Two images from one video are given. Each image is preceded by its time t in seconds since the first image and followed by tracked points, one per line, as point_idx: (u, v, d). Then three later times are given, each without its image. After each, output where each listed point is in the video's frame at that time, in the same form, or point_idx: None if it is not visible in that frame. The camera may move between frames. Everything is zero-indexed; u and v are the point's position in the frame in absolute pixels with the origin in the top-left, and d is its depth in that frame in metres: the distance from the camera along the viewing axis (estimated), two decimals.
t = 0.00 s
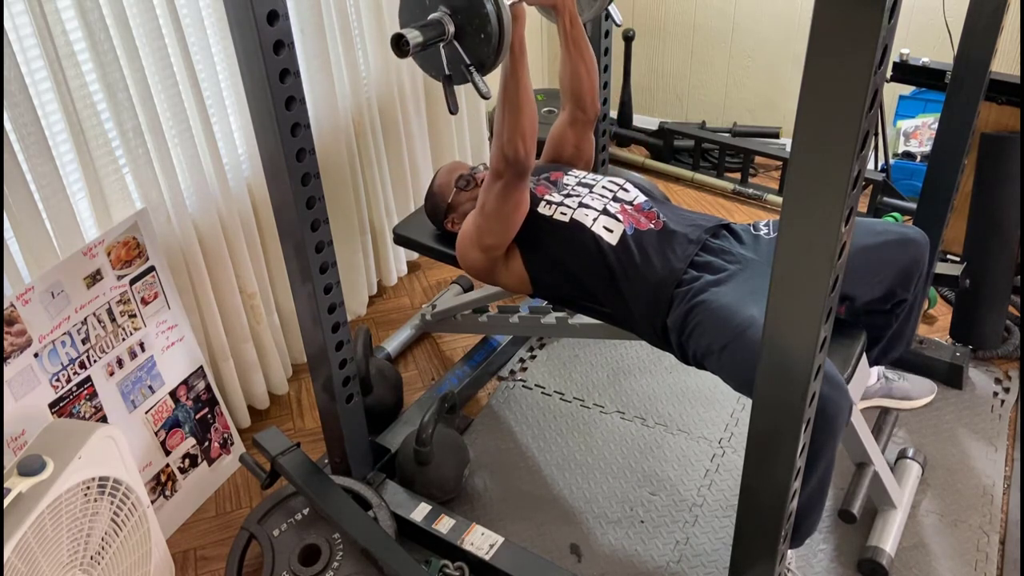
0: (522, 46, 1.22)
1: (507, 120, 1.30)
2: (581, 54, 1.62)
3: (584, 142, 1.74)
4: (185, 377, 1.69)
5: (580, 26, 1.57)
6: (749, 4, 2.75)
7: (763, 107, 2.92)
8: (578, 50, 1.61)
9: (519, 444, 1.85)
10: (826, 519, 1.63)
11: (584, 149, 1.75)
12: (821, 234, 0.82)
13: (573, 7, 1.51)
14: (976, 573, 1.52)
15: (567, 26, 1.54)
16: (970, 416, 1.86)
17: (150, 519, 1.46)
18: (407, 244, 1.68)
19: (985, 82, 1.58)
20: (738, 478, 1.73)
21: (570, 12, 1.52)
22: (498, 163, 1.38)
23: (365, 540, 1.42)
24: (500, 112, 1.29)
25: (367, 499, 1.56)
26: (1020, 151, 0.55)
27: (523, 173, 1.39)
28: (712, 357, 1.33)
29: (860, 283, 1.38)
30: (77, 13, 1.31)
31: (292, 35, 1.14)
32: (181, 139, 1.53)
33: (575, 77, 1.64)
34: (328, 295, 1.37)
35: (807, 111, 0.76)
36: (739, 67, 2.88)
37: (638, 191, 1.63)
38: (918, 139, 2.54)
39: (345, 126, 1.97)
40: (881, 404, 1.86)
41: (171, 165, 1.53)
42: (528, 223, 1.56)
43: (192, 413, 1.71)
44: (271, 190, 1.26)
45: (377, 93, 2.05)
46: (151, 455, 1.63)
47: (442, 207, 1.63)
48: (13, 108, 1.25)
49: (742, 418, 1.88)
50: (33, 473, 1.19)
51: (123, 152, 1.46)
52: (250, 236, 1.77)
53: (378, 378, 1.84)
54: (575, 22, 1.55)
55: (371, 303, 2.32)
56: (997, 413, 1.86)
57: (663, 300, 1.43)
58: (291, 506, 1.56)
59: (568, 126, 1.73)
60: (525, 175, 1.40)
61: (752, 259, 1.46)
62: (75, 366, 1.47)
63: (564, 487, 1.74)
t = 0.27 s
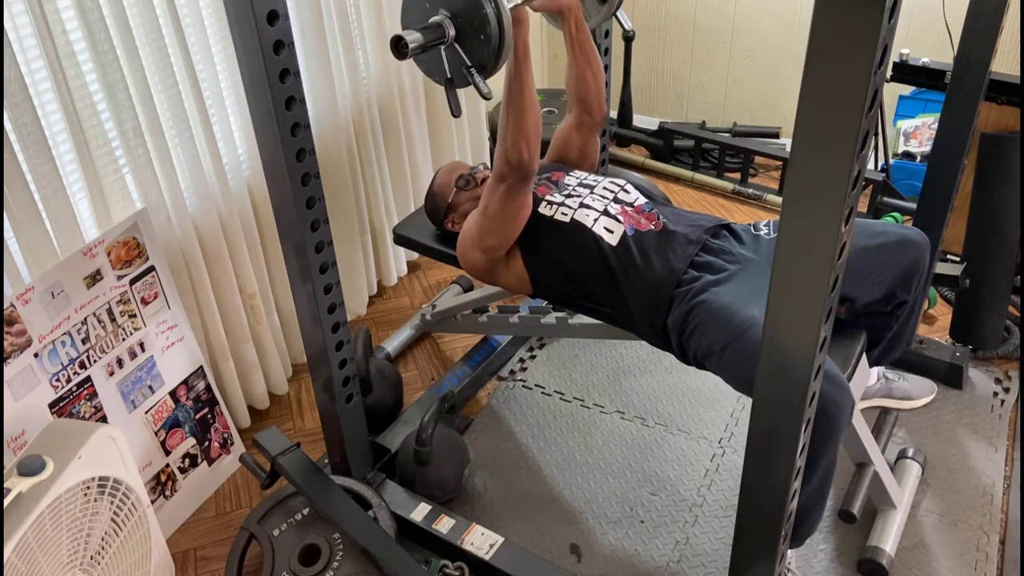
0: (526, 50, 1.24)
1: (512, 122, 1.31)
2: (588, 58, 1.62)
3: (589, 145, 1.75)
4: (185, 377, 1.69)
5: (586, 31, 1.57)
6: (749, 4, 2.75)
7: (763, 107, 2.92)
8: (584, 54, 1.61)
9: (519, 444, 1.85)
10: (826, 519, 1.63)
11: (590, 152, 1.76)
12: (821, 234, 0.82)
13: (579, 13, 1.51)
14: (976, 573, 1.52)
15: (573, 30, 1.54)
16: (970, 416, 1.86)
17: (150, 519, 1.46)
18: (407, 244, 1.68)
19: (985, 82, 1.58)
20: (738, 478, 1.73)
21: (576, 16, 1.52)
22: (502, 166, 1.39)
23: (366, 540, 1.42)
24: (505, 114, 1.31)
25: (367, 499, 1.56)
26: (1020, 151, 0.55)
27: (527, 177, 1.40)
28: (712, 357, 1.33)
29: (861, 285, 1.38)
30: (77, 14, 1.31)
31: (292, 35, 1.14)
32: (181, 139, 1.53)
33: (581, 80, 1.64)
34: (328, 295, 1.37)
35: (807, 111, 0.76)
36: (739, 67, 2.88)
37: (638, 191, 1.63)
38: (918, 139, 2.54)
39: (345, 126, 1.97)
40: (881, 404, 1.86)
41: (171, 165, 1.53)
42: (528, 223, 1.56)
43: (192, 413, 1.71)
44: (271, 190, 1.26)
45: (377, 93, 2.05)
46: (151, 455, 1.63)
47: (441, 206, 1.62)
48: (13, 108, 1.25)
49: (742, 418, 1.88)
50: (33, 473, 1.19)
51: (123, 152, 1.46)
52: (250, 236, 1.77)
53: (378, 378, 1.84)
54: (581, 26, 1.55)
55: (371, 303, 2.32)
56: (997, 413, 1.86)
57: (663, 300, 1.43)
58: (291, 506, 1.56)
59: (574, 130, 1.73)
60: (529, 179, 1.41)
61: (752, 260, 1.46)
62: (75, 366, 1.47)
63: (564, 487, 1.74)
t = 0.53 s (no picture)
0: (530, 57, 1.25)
1: (517, 129, 1.32)
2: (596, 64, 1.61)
3: (596, 149, 1.75)
4: (185, 376, 1.69)
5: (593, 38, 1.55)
6: (749, 4, 2.74)
7: (764, 107, 2.92)
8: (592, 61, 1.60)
9: (519, 444, 1.85)
10: (826, 519, 1.63)
11: (596, 156, 1.76)
12: (821, 234, 0.82)
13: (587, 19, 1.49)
14: (976, 573, 1.52)
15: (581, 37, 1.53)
16: (970, 416, 1.86)
17: (150, 519, 1.46)
18: (407, 244, 1.68)
19: (985, 82, 1.58)
20: (738, 478, 1.73)
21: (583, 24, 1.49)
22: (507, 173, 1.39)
23: (366, 540, 1.42)
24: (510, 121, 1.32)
25: (367, 499, 1.56)
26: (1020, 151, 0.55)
27: (532, 183, 1.40)
28: (713, 357, 1.33)
29: (861, 284, 1.38)
30: (77, 14, 1.31)
31: (292, 35, 1.14)
32: (181, 139, 1.53)
33: (590, 85, 1.64)
34: (328, 295, 1.37)
35: (807, 111, 0.76)
36: (739, 67, 2.88)
37: (639, 192, 1.63)
38: (918, 139, 2.54)
39: (345, 126, 1.97)
40: (881, 404, 1.86)
41: (171, 165, 1.53)
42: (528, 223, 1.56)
43: (192, 413, 1.71)
44: (271, 190, 1.26)
45: (377, 93, 2.05)
46: (151, 455, 1.63)
47: (441, 206, 1.62)
48: (13, 108, 1.25)
49: (742, 418, 1.88)
50: (33, 473, 1.19)
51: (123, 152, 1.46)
52: (250, 236, 1.77)
53: (378, 378, 1.84)
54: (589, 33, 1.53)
55: (371, 303, 2.32)
56: (997, 413, 1.86)
57: (663, 300, 1.43)
58: (291, 506, 1.56)
59: (581, 134, 1.73)
60: (534, 186, 1.41)
61: (753, 260, 1.46)
62: (75, 366, 1.47)
63: (564, 487, 1.74)
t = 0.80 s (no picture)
0: (537, 67, 1.27)
1: (525, 137, 1.33)
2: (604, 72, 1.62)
3: (604, 155, 1.74)
4: (185, 376, 1.69)
5: (601, 47, 1.57)
6: (749, 4, 2.74)
7: (764, 107, 2.92)
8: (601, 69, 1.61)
9: (519, 444, 1.85)
10: (826, 519, 1.63)
11: (604, 162, 1.75)
12: (822, 234, 0.82)
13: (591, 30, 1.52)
14: (976, 573, 1.52)
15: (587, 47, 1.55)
16: (970, 416, 1.86)
17: (150, 519, 1.46)
18: (408, 244, 1.68)
19: (985, 82, 1.58)
20: (738, 478, 1.73)
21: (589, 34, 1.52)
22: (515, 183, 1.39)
23: (366, 540, 1.42)
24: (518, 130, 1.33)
25: (367, 499, 1.56)
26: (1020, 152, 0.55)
27: (539, 194, 1.41)
28: (713, 357, 1.33)
29: (861, 285, 1.38)
30: (77, 14, 1.31)
31: (292, 36, 1.14)
32: (181, 139, 1.53)
33: (599, 94, 1.64)
34: (328, 295, 1.37)
35: (807, 112, 0.76)
36: (739, 66, 2.88)
37: (640, 193, 1.63)
38: (918, 139, 2.54)
39: (345, 126, 1.97)
40: (881, 404, 1.86)
41: (171, 165, 1.53)
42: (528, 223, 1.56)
43: (192, 413, 1.71)
44: (271, 190, 1.26)
45: (377, 93, 2.05)
46: (151, 455, 1.63)
47: (441, 205, 1.62)
48: (13, 108, 1.25)
49: (742, 418, 1.88)
50: (33, 473, 1.19)
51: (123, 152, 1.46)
52: (250, 236, 1.77)
53: (378, 378, 1.84)
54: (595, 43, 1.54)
55: (371, 303, 2.32)
56: (997, 413, 1.86)
57: (663, 300, 1.44)
58: (291, 506, 1.56)
59: (591, 141, 1.73)
60: (542, 196, 1.42)
61: (754, 260, 1.46)
62: (75, 366, 1.47)
63: (564, 487, 1.74)
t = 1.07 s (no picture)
0: (542, 85, 1.29)
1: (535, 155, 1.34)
2: (611, 83, 1.63)
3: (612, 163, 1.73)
4: (185, 376, 1.69)
5: (606, 61, 1.62)
6: (749, 4, 2.74)
7: (764, 107, 2.92)
8: (608, 80, 1.62)
9: (519, 444, 1.85)
10: (826, 519, 1.63)
11: (611, 169, 1.74)
12: (822, 235, 0.82)
13: (596, 44, 1.57)
14: (976, 573, 1.52)
15: (593, 60, 1.59)
16: (970, 416, 1.86)
17: (150, 519, 1.46)
18: (408, 244, 1.68)
19: (985, 82, 1.58)
20: (738, 478, 1.73)
21: (593, 48, 1.57)
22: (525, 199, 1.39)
23: (366, 540, 1.42)
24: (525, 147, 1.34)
25: (367, 499, 1.56)
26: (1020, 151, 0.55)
27: (549, 210, 1.41)
28: (714, 357, 1.33)
29: (860, 285, 1.38)
30: (77, 14, 1.31)
31: (292, 35, 1.14)
32: (181, 139, 1.53)
33: (609, 107, 1.65)
34: (328, 295, 1.37)
35: (807, 112, 0.76)
36: (739, 67, 2.88)
37: (641, 194, 1.63)
38: (918, 139, 2.54)
39: (345, 126, 1.97)
40: (881, 404, 1.86)
41: (171, 165, 1.53)
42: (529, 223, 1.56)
43: (192, 413, 1.71)
44: (271, 190, 1.26)
45: (377, 93, 2.05)
46: (151, 455, 1.63)
47: (442, 204, 1.62)
48: (13, 108, 1.25)
49: (742, 418, 1.88)
50: (33, 473, 1.19)
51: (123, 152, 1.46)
52: (250, 236, 1.77)
53: (378, 378, 1.84)
54: (599, 56, 1.59)
55: (371, 303, 2.32)
56: (997, 413, 1.86)
57: (663, 300, 1.44)
58: (291, 506, 1.56)
59: (601, 154, 1.72)
60: (551, 212, 1.42)
61: (754, 260, 1.46)
62: (75, 366, 1.47)
63: (564, 487, 1.74)
